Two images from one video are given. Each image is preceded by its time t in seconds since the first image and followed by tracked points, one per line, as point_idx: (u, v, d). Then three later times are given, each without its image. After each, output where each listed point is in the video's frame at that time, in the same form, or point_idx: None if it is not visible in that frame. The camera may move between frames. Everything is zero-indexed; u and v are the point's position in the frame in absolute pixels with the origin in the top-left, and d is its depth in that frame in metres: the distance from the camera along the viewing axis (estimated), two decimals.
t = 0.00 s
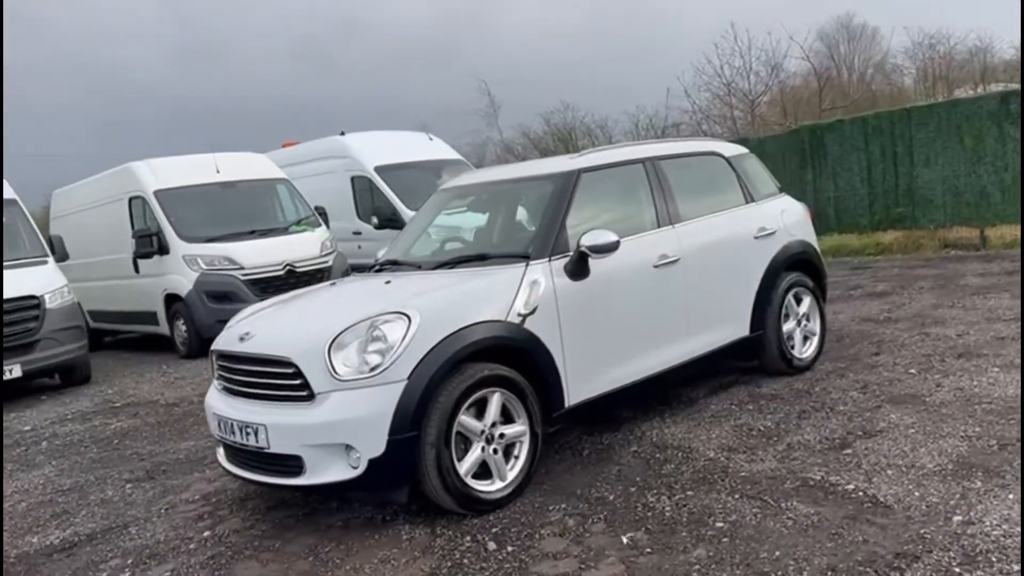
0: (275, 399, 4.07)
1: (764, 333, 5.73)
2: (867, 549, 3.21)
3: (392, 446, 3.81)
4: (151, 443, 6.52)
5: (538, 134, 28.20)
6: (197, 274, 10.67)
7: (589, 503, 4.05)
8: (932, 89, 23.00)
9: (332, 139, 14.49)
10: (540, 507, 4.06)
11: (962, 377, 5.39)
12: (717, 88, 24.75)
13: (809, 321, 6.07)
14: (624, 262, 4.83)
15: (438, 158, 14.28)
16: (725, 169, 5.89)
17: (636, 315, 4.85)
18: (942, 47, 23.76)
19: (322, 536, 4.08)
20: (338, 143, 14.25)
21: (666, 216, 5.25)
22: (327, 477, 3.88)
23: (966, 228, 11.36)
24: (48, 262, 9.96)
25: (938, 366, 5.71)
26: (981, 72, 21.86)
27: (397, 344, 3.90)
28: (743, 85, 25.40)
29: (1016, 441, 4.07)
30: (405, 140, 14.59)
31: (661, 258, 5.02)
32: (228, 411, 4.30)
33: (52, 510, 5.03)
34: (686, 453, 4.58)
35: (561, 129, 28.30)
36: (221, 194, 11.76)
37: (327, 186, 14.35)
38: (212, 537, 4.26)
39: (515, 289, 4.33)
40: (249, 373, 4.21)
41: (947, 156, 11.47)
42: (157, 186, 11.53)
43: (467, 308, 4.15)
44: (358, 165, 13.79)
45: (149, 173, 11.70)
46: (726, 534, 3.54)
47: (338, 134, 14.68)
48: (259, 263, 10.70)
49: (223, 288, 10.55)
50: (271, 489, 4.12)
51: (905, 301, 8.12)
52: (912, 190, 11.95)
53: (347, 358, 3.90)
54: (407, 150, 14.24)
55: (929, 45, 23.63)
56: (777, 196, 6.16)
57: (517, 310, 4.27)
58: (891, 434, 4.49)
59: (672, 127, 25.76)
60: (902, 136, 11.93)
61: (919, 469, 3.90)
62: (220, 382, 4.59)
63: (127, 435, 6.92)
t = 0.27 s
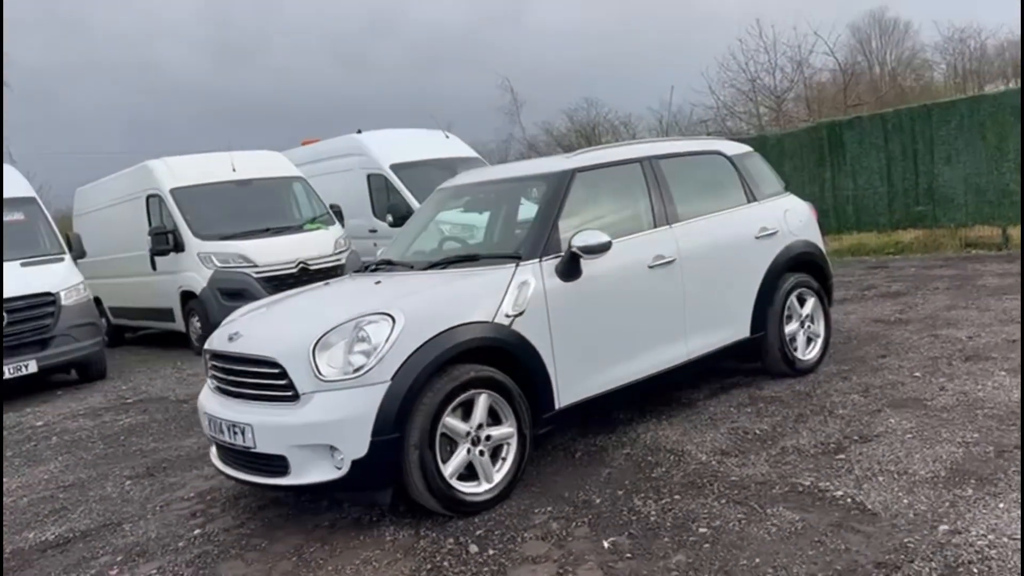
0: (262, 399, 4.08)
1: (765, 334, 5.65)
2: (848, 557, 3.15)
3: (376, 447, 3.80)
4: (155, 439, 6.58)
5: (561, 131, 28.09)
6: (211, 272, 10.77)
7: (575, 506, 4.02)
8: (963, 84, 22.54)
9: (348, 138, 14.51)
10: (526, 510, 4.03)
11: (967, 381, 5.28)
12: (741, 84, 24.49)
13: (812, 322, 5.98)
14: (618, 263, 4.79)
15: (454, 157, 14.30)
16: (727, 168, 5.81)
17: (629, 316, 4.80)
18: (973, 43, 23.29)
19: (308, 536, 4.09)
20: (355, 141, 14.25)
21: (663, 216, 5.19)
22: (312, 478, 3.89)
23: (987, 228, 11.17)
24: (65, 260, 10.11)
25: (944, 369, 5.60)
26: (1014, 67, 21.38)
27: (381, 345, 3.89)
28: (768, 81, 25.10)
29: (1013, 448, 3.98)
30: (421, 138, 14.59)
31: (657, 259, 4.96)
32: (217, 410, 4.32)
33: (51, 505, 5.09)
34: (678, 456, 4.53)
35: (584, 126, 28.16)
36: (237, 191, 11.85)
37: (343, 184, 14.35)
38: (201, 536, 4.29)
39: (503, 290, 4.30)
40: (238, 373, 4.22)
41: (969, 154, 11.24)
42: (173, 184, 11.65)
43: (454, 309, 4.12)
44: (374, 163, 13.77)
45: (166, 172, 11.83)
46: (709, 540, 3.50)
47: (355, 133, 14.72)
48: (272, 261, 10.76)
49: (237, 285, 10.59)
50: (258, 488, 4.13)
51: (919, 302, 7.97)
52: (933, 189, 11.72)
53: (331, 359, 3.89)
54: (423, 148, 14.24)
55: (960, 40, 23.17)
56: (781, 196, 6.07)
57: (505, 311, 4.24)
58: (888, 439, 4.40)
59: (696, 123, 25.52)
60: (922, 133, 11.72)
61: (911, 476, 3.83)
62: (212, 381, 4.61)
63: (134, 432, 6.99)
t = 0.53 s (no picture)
0: (250, 400, 4.08)
1: (768, 336, 5.55)
2: (831, 569, 3.08)
3: (360, 449, 3.78)
4: (161, 437, 6.63)
5: (585, 127, 27.96)
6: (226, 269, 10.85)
7: (562, 510, 3.97)
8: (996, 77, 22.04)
9: (364, 135, 14.53)
10: (513, 514, 3.99)
11: (974, 385, 5.15)
12: (768, 80, 24.20)
13: (818, 324, 5.87)
14: (614, 264, 4.73)
15: (471, 154, 14.28)
16: (731, 167, 5.72)
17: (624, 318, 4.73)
18: (1007, 36, 22.78)
19: (295, 537, 4.08)
20: (371, 139, 14.26)
21: (662, 216, 5.12)
22: (297, 480, 3.88)
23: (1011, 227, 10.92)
24: (82, 257, 10.24)
25: (952, 373, 5.46)
26: None
27: (367, 347, 3.86)
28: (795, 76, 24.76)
29: (1013, 457, 3.87)
30: (438, 135, 14.58)
31: (654, 260, 4.89)
32: (208, 411, 4.33)
33: (51, 502, 5.14)
34: (672, 460, 4.46)
35: (608, 122, 28.00)
36: (253, 188, 11.91)
37: (360, 181, 14.38)
38: (192, 535, 4.30)
39: (493, 292, 4.26)
40: (228, 373, 4.23)
41: (992, 150, 11.01)
42: (190, 182, 11.75)
43: (442, 310, 4.09)
44: (390, 160, 13.76)
45: (182, 170, 11.93)
46: (693, 548, 3.44)
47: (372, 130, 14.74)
48: (286, 259, 10.80)
49: (251, 281, 10.66)
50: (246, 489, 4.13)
51: (935, 302, 7.81)
52: (955, 186, 11.50)
53: (317, 360, 3.88)
54: (439, 145, 14.22)
55: (993, 33, 22.65)
56: (788, 195, 5.95)
57: (494, 313, 4.20)
58: (887, 445, 4.30)
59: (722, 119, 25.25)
60: (944, 130, 11.50)
61: (905, 485, 3.73)
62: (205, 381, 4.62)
63: (141, 428, 7.06)
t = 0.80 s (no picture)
0: (237, 402, 4.09)
1: (769, 340, 5.48)
2: None
3: (343, 453, 3.78)
4: (166, 435, 6.69)
5: (609, 123, 27.79)
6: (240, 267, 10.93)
7: (548, 517, 3.94)
8: None
9: (380, 133, 14.55)
10: (498, 520, 3.97)
11: (979, 391, 5.03)
12: (793, 76, 23.88)
13: (822, 327, 5.78)
14: (607, 267, 4.68)
15: (487, 151, 14.26)
16: (733, 168, 5.63)
17: (617, 321, 4.68)
18: None
19: (282, 539, 4.09)
20: (387, 137, 14.27)
21: (659, 218, 5.06)
22: (281, 483, 3.88)
23: None
24: (98, 255, 10.37)
25: (958, 378, 5.35)
26: None
27: (350, 350, 3.85)
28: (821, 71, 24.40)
29: (1008, 468, 3.77)
30: (453, 132, 14.58)
31: (649, 262, 4.83)
32: (198, 412, 4.35)
33: (52, 500, 5.20)
34: (663, 466, 4.41)
35: (633, 118, 27.80)
36: (268, 186, 11.98)
37: (376, 179, 14.40)
38: (182, 535, 4.33)
39: (481, 295, 4.23)
40: (217, 375, 4.24)
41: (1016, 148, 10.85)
42: (206, 180, 11.85)
43: (429, 313, 4.06)
44: (406, 158, 13.76)
45: (199, 168, 12.03)
46: (673, 558, 3.39)
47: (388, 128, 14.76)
48: (300, 257, 10.86)
49: (264, 279, 10.70)
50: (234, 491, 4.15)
51: (948, 305, 7.66)
52: (978, 184, 11.32)
53: (301, 363, 3.87)
54: (454, 143, 14.22)
55: None
56: (792, 195, 5.85)
57: (482, 316, 4.17)
58: (882, 453, 4.22)
59: (747, 115, 24.96)
60: (966, 127, 11.29)
61: (895, 495, 3.65)
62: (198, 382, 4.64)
63: (147, 426, 7.12)
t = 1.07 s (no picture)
0: (229, 399, 4.14)
1: (770, 340, 5.43)
2: None
3: (329, 451, 3.80)
4: (174, 429, 6.78)
5: (634, 118, 27.62)
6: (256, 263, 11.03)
7: (534, 516, 3.94)
8: None
9: (397, 130, 14.59)
10: (485, 519, 3.97)
11: (982, 393, 4.95)
12: (820, 70, 23.56)
13: (825, 327, 5.71)
14: (600, 266, 4.66)
15: (503, 148, 14.25)
16: (734, 166, 5.58)
17: (611, 321, 4.66)
18: None
19: (272, 536, 4.13)
20: (404, 133, 14.31)
21: (656, 217, 5.03)
22: (269, 480, 3.92)
23: None
24: (116, 250, 10.52)
25: (963, 380, 5.26)
26: None
27: (337, 349, 3.87)
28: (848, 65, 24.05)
29: (1001, 473, 3.70)
30: (469, 128, 14.60)
31: (644, 262, 4.81)
32: (193, 409, 4.41)
33: (56, 493, 5.30)
34: (654, 467, 4.39)
35: (658, 113, 27.60)
36: (285, 183, 12.06)
37: (393, 175, 14.45)
38: (176, 530, 4.39)
39: (471, 294, 4.23)
40: (210, 372, 4.29)
41: None
42: (224, 177, 11.97)
43: (417, 312, 4.07)
44: (422, 155, 13.79)
45: (216, 165, 12.16)
46: (653, 560, 3.38)
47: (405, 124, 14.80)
48: (314, 253, 10.92)
49: (279, 273, 10.79)
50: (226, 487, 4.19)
51: (962, 304, 7.53)
52: (1000, 181, 11.14)
53: (289, 361, 3.90)
54: (471, 139, 14.23)
55: None
56: (796, 194, 5.78)
57: (471, 316, 4.17)
58: (876, 456, 4.16)
59: (773, 110, 24.67)
60: (989, 123, 11.11)
61: (883, 499, 3.60)
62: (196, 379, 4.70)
63: (157, 420, 7.22)
